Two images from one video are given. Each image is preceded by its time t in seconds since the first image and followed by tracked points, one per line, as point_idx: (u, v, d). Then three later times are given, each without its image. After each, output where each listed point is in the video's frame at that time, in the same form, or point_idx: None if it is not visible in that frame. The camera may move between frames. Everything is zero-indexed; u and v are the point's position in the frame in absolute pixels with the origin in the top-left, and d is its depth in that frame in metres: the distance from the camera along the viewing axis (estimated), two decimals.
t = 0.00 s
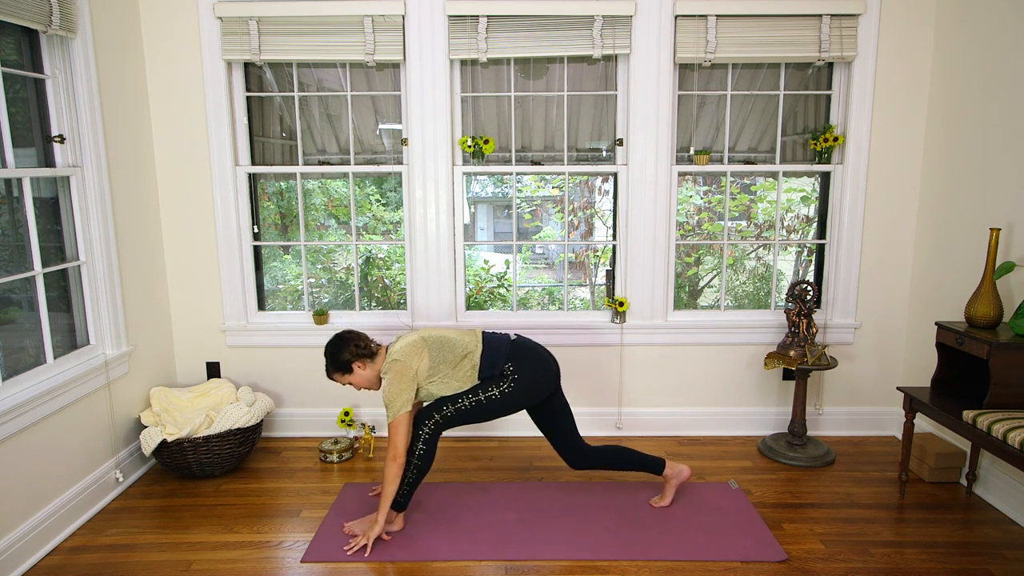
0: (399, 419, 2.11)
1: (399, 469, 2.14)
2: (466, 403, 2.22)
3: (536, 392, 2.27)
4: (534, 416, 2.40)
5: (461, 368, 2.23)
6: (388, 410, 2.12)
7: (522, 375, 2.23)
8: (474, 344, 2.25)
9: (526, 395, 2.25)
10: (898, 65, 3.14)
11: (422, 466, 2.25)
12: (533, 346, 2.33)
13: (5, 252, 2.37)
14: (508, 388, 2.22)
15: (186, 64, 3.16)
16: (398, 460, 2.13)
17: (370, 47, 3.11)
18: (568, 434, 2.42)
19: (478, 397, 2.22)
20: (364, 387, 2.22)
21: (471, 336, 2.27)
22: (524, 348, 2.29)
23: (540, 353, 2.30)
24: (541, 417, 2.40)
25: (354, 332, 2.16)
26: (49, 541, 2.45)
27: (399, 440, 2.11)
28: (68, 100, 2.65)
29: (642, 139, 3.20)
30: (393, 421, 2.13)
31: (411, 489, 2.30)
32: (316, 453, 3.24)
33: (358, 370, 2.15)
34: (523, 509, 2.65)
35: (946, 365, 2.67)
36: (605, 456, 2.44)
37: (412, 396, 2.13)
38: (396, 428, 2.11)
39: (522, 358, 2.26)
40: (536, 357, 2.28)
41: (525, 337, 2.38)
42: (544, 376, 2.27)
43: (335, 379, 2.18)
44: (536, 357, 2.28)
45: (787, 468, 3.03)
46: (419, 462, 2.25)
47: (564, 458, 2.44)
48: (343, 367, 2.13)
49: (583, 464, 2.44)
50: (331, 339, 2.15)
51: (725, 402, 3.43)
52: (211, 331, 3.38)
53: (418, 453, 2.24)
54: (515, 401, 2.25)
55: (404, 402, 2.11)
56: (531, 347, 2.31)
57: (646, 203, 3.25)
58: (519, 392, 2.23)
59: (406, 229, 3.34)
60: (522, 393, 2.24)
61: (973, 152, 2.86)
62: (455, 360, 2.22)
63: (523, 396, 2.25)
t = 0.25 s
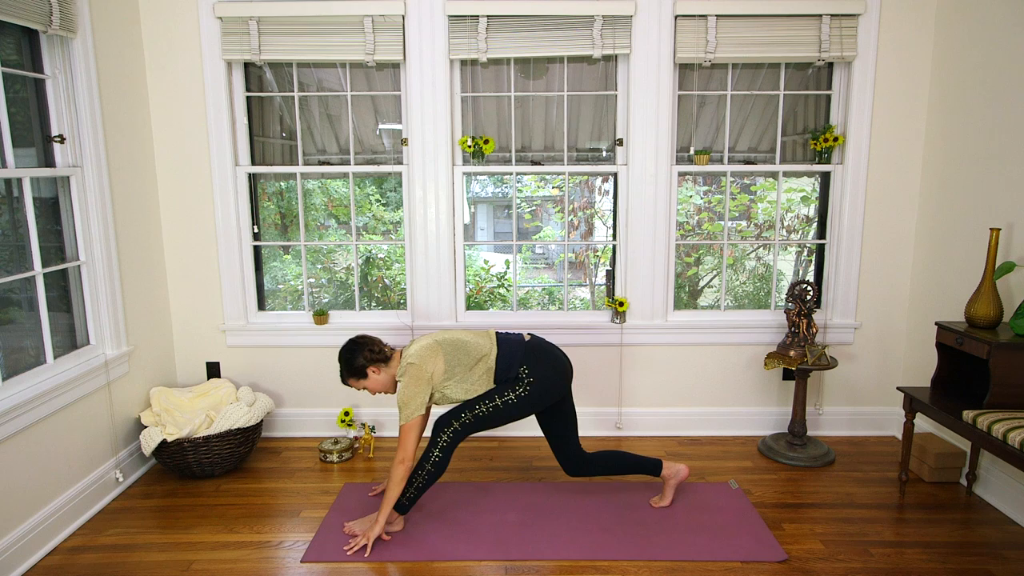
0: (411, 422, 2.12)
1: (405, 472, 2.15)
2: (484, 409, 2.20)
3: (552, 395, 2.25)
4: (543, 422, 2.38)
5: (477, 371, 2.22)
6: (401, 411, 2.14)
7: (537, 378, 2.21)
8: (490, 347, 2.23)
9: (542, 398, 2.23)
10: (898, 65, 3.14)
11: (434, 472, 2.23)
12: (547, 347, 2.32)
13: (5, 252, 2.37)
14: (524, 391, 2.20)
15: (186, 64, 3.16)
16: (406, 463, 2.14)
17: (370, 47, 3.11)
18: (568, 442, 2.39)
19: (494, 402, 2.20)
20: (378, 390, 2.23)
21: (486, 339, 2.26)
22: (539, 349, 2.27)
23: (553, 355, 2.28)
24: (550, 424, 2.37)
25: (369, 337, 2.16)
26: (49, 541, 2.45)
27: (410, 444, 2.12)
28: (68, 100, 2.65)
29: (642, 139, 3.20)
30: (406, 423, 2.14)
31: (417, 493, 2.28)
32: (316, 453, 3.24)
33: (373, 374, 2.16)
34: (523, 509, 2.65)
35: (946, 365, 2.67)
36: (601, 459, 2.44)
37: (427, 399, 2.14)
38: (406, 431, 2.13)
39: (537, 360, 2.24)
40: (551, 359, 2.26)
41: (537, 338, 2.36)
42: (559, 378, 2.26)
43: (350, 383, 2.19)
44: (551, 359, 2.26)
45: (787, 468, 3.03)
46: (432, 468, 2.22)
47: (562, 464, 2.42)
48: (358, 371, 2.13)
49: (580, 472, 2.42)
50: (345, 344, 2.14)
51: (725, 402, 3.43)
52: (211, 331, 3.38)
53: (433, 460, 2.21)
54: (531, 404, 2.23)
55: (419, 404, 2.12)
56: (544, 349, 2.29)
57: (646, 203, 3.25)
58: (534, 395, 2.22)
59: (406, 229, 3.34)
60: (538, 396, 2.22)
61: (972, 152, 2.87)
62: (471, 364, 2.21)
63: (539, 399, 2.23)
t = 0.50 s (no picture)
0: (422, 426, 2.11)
1: (410, 475, 2.15)
2: (498, 419, 2.21)
3: (563, 402, 2.26)
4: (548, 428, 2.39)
5: (490, 376, 2.20)
6: (413, 416, 2.12)
7: (550, 386, 2.22)
8: (504, 353, 2.22)
9: (554, 406, 2.24)
10: (898, 65, 3.14)
11: (443, 481, 2.24)
12: (560, 351, 2.31)
13: (5, 252, 2.37)
14: (537, 400, 2.21)
15: (187, 64, 3.16)
16: (412, 467, 2.14)
17: (370, 47, 3.11)
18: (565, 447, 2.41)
19: (508, 411, 2.21)
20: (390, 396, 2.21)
21: (500, 344, 2.24)
22: (553, 355, 2.26)
23: (566, 359, 2.28)
24: (553, 430, 2.38)
25: (380, 342, 2.15)
26: (49, 542, 2.45)
27: (418, 447, 2.12)
28: (68, 100, 2.65)
29: (642, 139, 3.20)
30: (417, 427, 2.12)
31: (422, 498, 2.28)
32: (316, 453, 3.24)
33: (385, 379, 2.14)
34: (523, 509, 2.65)
35: (946, 365, 2.67)
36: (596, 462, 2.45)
37: (439, 404, 2.13)
38: (416, 436, 2.12)
39: (550, 367, 2.24)
40: (564, 366, 2.26)
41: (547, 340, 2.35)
42: (571, 384, 2.27)
43: (362, 389, 2.17)
44: (563, 363, 2.25)
45: (787, 468, 3.03)
46: (441, 476, 2.22)
47: (558, 468, 2.44)
48: (370, 377, 2.12)
49: (577, 477, 2.44)
50: (357, 349, 2.13)
51: (725, 402, 3.43)
52: (211, 331, 3.38)
53: (445, 468, 2.21)
54: (544, 412, 2.24)
55: (431, 409, 2.11)
56: (556, 352, 2.28)
57: (646, 203, 3.25)
58: (547, 403, 2.23)
59: (406, 229, 3.34)
60: (551, 403, 2.23)
61: (972, 152, 2.86)
62: (485, 369, 2.19)
63: (552, 406, 2.24)
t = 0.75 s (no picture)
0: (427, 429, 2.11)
1: (413, 477, 2.15)
2: (505, 424, 2.21)
3: (567, 407, 2.27)
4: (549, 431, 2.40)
5: (496, 380, 2.20)
6: (417, 418, 2.11)
7: (556, 392, 2.22)
8: (510, 356, 2.21)
9: (559, 410, 2.25)
10: (898, 65, 3.14)
11: (448, 485, 2.24)
12: (566, 356, 2.31)
13: (5, 252, 2.37)
14: (543, 405, 2.21)
15: (187, 64, 3.16)
16: (415, 468, 2.14)
17: (370, 47, 3.11)
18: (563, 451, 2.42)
19: (515, 417, 2.21)
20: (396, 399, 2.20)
21: (506, 348, 2.23)
22: (558, 359, 2.26)
23: (571, 364, 2.28)
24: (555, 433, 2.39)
25: (386, 345, 2.15)
26: (49, 542, 2.45)
27: (422, 449, 2.12)
28: (68, 100, 2.65)
29: (642, 138, 3.20)
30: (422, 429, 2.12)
31: (424, 500, 2.28)
32: (316, 453, 3.24)
33: (391, 382, 2.14)
34: (522, 509, 2.65)
35: (946, 365, 2.67)
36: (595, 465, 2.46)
37: (444, 407, 2.12)
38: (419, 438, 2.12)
39: (556, 372, 2.24)
40: (569, 370, 2.26)
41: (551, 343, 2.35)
42: (576, 389, 2.27)
43: (368, 392, 2.16)
44: (569, 368, 2.26)
45: (787, 468, 3.03)
46: (446, 481, 2.23)
47: (557, 471, 2.45)
48: (376, 380, 2.11)
49: (574, 480, 2.45)
50: (363, 352, 2.13)
51: (725, 402, 3.43)
52: (211, 331, 3.38)
53: (450, 474, 2.22)
54: (549, 417, 2.24)
55: (437, 412, 2.10)
56: (561, 357, 2.28)
57: (646, 203, 3.25)
58: (552, 408, 2.23)
59: (405, 229, 3.34)
60: (557, 408, 2.24)
61: (972, 152, 2.86)
62: (491, 373, 2.18)
63: (557, 411, 2.25)
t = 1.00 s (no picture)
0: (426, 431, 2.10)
1: (413, 477, 2.16)
2: (504, 424, 2.21)
3: (567, 406, 2.27)
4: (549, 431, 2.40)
5: (496, 379, 2.19)
6: (417, 419, 2.10)
7: (555, 391, 2.22)
8: (509, 356, 2.21)
9: (558, 410, 2.25)
10: (898, 65, 3.14)
11: (447, 484, 2.24)
12: (565, 355, 2.31)
13: (5, 251, 2.37)
14: (542, 405, 2.21)
15: (187, 64, 3.16)
16: (416, 468, 2.14)
17: (370, 47, 3.11)
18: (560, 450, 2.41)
19: (514, 416, 2.20)
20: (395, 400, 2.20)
21: (505, 348, 2.23)
22: (558, 358, 2.26)
23: (570, 364, 2.28)
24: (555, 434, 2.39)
25: (385, 346, 2.14)
26: (49, 542, 2.45)
27: (422, 449, 2.12)
28: (68, 100, 2.65)
29: (642, 138, 3.20)
30: (420, 430, 2.11)
31: (424, 500, 2.28)
32: (316, 453, 3.24)
33: (390, 384, 2.13)
34: (523, 509, 2.65)
35: (946, 365, 2.67)
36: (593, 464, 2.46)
37: (444, 407, 2.12)
38: (419, 439, 2.12)
39: (555, 371, 2.23)
40: (568, 370, 2.26)
41: (552, 343, 2.35)
42: (575, 389, 2.27)
43: (367, 394, 2.16)
44: (568, 368, 2.26)
45: (787, 468, 3.03)
46: (445, 480, 2.23)
47: (557, 471, 2.45)
48: (376, 381, 2.11)
49: (574, 480, 2.45)
50: (362, 354, 2.12)
51: (725, 402, 3.43)
52: (211, 331, 3.38)
53: (450, 472, 2.22)
54: (548, 416, 2.24)
55: (436, 413, 2.10)
56: (561, 356, 2.28)
57: (646, 203, 3.25)
58: (551, 408, 2.23)
59: (405, 229, 3.34)
60: (556, 408, 2.23)
61: (972, 152, 2.87)
62: (491, 372, 2.18)
63: (556, 411, 2.24)
